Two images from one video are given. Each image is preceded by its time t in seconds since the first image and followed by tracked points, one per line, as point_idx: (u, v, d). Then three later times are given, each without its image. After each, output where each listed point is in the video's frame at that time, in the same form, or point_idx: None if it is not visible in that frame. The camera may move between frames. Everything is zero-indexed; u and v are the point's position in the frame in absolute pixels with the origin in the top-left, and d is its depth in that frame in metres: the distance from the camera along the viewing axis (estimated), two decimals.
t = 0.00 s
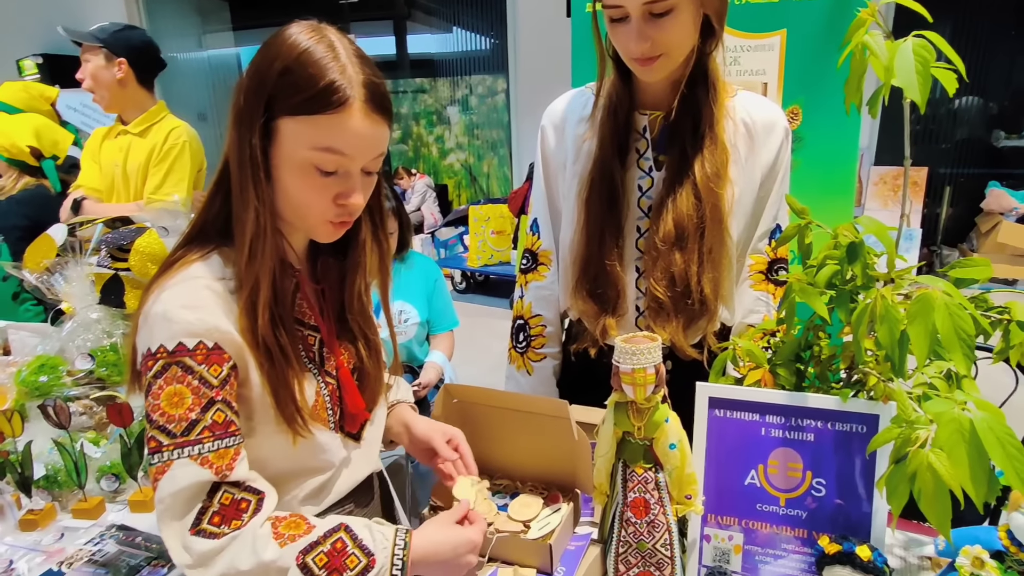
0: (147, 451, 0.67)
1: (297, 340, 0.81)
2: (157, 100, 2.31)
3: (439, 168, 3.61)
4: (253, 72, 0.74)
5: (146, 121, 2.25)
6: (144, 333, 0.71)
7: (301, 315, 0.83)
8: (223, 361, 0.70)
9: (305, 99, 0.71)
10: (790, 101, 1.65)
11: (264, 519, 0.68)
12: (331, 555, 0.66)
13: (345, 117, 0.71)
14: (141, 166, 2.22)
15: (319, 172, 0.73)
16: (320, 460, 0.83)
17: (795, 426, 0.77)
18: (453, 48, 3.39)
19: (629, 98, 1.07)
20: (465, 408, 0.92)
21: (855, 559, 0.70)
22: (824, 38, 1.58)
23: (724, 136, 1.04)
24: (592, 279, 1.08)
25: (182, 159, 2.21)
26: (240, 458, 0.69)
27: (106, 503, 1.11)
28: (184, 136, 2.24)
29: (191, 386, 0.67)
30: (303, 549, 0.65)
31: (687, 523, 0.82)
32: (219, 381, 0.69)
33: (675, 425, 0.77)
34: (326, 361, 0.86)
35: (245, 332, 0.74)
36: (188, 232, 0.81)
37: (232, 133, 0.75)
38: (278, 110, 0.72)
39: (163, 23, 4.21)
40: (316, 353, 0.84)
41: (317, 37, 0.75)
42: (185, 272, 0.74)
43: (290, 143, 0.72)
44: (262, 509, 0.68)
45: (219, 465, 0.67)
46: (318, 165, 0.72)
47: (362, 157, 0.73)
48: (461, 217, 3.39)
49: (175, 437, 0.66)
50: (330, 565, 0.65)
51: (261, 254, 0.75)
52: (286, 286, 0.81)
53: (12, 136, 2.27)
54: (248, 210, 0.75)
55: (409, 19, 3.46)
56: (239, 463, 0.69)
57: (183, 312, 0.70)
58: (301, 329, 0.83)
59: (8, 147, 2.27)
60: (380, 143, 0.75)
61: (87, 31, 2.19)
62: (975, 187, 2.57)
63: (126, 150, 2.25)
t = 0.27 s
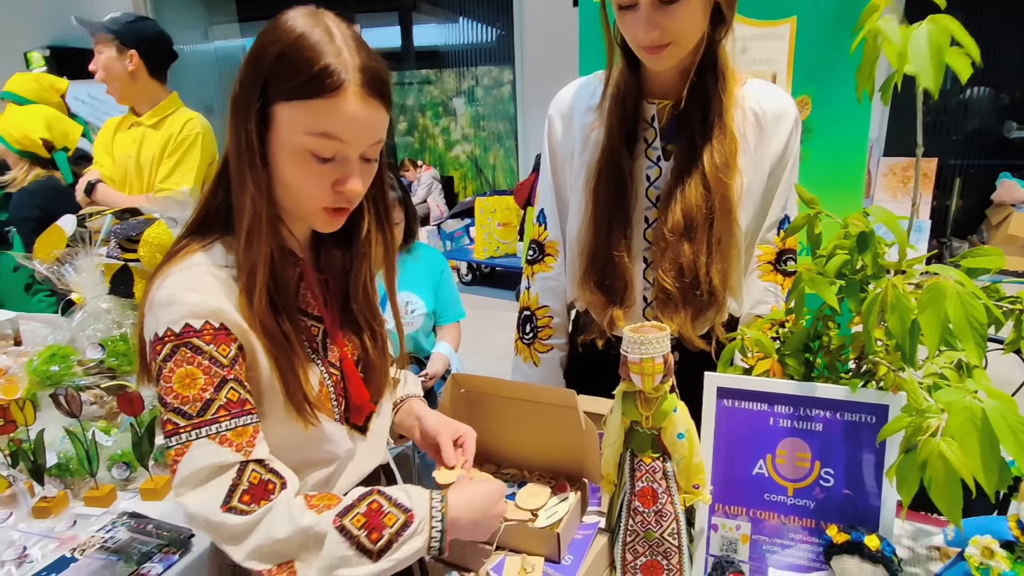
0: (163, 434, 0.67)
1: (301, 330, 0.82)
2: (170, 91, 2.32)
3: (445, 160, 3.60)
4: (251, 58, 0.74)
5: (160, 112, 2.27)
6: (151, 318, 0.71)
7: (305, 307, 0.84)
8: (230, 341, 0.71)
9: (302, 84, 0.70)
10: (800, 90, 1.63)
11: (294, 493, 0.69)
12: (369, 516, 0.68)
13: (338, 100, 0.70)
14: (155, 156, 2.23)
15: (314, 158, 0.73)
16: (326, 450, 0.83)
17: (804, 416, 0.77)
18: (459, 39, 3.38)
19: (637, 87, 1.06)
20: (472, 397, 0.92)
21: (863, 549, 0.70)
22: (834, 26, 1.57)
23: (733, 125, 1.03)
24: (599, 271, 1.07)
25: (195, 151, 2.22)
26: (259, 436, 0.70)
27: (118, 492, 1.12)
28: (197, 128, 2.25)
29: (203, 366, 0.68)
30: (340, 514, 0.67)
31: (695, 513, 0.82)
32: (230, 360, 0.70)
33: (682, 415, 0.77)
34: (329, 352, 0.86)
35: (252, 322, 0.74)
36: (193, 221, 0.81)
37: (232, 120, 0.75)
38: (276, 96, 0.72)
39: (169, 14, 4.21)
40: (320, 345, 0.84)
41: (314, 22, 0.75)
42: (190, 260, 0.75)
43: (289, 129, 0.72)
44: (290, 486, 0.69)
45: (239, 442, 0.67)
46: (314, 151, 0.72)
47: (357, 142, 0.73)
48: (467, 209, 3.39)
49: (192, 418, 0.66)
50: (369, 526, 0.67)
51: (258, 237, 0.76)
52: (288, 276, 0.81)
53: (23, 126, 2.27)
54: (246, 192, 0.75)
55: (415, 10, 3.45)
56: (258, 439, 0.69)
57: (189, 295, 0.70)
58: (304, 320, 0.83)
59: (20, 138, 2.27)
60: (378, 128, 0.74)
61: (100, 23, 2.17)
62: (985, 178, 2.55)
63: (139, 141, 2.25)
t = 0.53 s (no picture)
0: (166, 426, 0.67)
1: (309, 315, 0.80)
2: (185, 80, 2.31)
3: (455, 151, 3.59)
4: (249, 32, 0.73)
5: (174, 101, 2.26)
6: (156, 307, 0.70)
7: (314, 292, 0.82)
8: (238, 334, 0.70)
9: (304, 60, 0.70)
10: (818, 72, 1.60)
11: (287, 486, 0.69)
12: (357, 515, 0.68)
13: (343, 72, 0.70)
14: (171, 148, 2.22)
15: (323, 134, 0.72)
16: (336, 440, 0.80)
17: (824, 401, 0.76)
18: (468, 29, 3.35)
19: (650, 67, 1.04)
20: (486, 383, 0.91)
21: (885, 536, 0.68)
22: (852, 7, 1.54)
23: (750, 106, 1.01)
24: (613, 257, 1.05)
25: (213, 140, 2.21)
26: (261, 429, 0.70)
27: (132, 477, 1.13)
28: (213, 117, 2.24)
29: (206, 361, 0.68)
30: (329, 511, 0.68)
31: (712, 500, 0.81)
32: (236, 354, 0.69)
33: (699, 400, 0.76)
34: (339, 337, 0.83)
35: (259, 309, 0.73)
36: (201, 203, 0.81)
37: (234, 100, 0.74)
38: (278, 73, 0.71)
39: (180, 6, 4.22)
40: (330, 332, 0.82)
41: None
42: (195, 246, 0.74)
43: (295, 107, 0.71)
44: (283, 479, 0.69)
45: (239, 438, 0.67)
46: (322, 127, 0.72)
47: (363, 116, 0.72)
48: (478, 199, 3.39)
49: (194, 413, 0.67)
50: (357, 524, 0.68)
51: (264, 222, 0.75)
52: (294, 260, 0.80)
53: (38, 116, 2.28)
54: (250, 175, 0.74)
55: None
56: (259, 434, 0.69)
57: (196, 284, 0.70)
58: (313, 305, 0.82)
59: (35, 129, 2.28)
60: (383, 100, 0.73)
61: (116, 11, 2.21)
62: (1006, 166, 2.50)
63: (155, 132, 2.25)
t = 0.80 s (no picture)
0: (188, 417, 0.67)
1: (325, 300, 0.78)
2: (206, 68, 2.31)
3: (472, 140, 3.56)
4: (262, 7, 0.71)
5: (197, 90, 2.28)
6: (169, 296, 0.69)
7: (329, 277, 0.81)
8: (256, 321, 0.69)
9: (329, 36, 0.68)
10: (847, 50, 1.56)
11: (320, 470, 0.69)
12: (394, 497, 0.68)
13: (371, 50, 0.68)
14: (197, 136, 2.24)
15: (352, 113, 0.71)
16: (356, 427, 0.78)
17: (857, 384, 0.73)
18: (485, 18, 3.32)
19: (674, 42, 1.01)
20: (507, 366, 0.88)
21: (923, 523, 0.66)
22: None
23: (778, 82, 0.98)
24: (636, 239, 1.03)
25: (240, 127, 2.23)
26: (284, 414, 0.69)
27: (154, 460, 1.13)
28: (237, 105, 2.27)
29: (225, 348, 0.67)
30: (367, 493, 0.68)
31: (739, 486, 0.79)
32: (254, 341, 0.68)
33: (727, 382, 0.73)
34: (355, 322, 0.82)
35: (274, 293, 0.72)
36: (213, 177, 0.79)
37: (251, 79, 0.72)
38: (301, 51, 0.69)
39: None
40: (345, 316, 0.81)
41: None
42: (206, 229, 0.72)
43: (318, 85, 0.69)
44: (314, 463, 0.69)
45: (262, 425, 0.67)
46: (350, 106, 0.70)
47: (390, 95, 0.71)
48: (494, 189, 3.38)
49: (216, 402, 0.66)
50: (395, 507, 0.68)
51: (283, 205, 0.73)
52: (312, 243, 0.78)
53: (59, 106, 2.28)
54: (270, 159, 0.72)
55: None
56: (282, 420, 0.69)
57: (208, 272, 0.68)
58: (328, 290, 0.80)
59: (56, 118, 2.28)
60: (408, 79, 0.72)
61: None
62: None
63: (178, 119, 2.26)
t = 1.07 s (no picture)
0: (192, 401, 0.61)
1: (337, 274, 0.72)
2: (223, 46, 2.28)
3: (485, 123, 3.50)
4: None
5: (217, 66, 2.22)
6: (167, 275, 0.63)
7: (339, 250, 0.75)
8: (262, 297, 0.63)
9: None
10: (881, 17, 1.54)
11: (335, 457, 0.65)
12: (414, 490, 0.65)
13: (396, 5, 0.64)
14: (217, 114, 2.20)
15: (374, 72, 0.66)
16: (374, 404, 0.74)
17: (895, 359, 0.69)
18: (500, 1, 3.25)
19: None
20: (523, 342, 0.85)
21: (965, 505, 0.62)
22: None
23: (812, 44, 0.93)
24: (658, 212, 0.99)
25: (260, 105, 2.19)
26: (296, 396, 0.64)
27: (166, 437, 1.12)
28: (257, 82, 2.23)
29: (230, 328, 0.61)
30: (386, 485, 0.64)
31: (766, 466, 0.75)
32: (260, 319, 0.62)
33: (756, 356, 0.70)
34: (368, 296, 0.76)
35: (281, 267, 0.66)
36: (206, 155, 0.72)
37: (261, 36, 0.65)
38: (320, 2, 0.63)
39: None
40: (357, 289, 0.75)
41: None
42: (203, 202, 0.66)
43: (335, 44, 0.65)
44: (329, 450, 0.65)
45: (273, 408, 0.62)
46: (372, 65, 0.66)
47: (413, 56, 0.67)
48: (507, 174, 3.37)
49: (222, 385, 0.60)
50: (415, 499, 0.65)
51: (301, 180, 0.67)
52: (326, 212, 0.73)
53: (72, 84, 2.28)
54: (285, 125, 0.66)
55: None
56: (294, 403, 0.63)
57: (206, 248, 0.61)
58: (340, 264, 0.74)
59: (70, 96, 2.28)
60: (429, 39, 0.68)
61: None
62: None
63: (199, 97, 2.22)
